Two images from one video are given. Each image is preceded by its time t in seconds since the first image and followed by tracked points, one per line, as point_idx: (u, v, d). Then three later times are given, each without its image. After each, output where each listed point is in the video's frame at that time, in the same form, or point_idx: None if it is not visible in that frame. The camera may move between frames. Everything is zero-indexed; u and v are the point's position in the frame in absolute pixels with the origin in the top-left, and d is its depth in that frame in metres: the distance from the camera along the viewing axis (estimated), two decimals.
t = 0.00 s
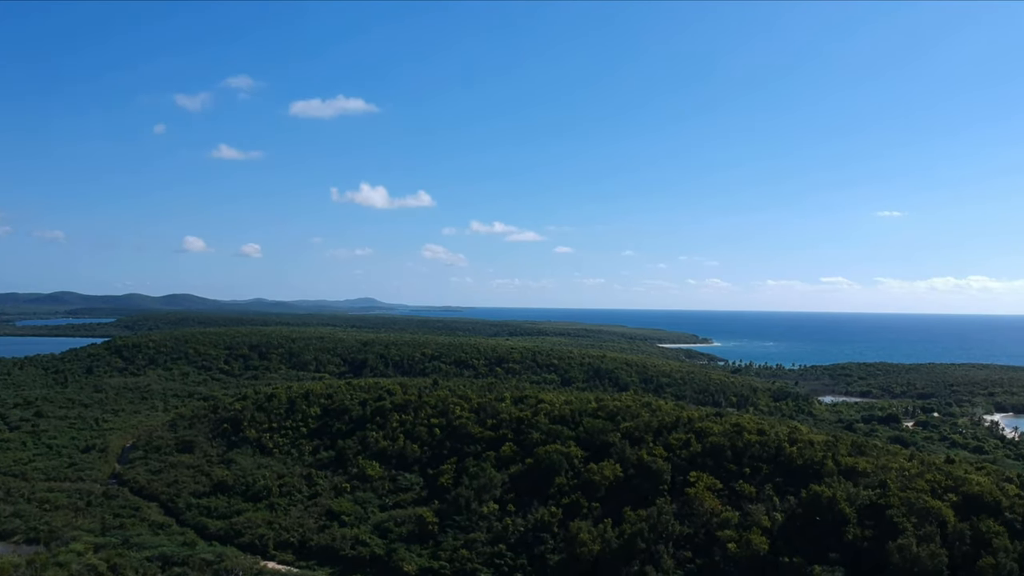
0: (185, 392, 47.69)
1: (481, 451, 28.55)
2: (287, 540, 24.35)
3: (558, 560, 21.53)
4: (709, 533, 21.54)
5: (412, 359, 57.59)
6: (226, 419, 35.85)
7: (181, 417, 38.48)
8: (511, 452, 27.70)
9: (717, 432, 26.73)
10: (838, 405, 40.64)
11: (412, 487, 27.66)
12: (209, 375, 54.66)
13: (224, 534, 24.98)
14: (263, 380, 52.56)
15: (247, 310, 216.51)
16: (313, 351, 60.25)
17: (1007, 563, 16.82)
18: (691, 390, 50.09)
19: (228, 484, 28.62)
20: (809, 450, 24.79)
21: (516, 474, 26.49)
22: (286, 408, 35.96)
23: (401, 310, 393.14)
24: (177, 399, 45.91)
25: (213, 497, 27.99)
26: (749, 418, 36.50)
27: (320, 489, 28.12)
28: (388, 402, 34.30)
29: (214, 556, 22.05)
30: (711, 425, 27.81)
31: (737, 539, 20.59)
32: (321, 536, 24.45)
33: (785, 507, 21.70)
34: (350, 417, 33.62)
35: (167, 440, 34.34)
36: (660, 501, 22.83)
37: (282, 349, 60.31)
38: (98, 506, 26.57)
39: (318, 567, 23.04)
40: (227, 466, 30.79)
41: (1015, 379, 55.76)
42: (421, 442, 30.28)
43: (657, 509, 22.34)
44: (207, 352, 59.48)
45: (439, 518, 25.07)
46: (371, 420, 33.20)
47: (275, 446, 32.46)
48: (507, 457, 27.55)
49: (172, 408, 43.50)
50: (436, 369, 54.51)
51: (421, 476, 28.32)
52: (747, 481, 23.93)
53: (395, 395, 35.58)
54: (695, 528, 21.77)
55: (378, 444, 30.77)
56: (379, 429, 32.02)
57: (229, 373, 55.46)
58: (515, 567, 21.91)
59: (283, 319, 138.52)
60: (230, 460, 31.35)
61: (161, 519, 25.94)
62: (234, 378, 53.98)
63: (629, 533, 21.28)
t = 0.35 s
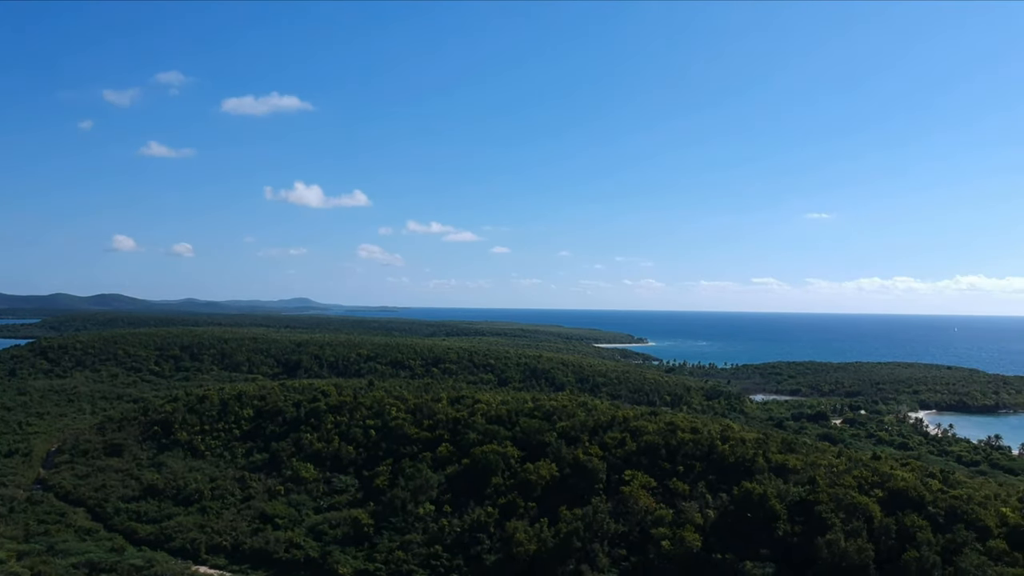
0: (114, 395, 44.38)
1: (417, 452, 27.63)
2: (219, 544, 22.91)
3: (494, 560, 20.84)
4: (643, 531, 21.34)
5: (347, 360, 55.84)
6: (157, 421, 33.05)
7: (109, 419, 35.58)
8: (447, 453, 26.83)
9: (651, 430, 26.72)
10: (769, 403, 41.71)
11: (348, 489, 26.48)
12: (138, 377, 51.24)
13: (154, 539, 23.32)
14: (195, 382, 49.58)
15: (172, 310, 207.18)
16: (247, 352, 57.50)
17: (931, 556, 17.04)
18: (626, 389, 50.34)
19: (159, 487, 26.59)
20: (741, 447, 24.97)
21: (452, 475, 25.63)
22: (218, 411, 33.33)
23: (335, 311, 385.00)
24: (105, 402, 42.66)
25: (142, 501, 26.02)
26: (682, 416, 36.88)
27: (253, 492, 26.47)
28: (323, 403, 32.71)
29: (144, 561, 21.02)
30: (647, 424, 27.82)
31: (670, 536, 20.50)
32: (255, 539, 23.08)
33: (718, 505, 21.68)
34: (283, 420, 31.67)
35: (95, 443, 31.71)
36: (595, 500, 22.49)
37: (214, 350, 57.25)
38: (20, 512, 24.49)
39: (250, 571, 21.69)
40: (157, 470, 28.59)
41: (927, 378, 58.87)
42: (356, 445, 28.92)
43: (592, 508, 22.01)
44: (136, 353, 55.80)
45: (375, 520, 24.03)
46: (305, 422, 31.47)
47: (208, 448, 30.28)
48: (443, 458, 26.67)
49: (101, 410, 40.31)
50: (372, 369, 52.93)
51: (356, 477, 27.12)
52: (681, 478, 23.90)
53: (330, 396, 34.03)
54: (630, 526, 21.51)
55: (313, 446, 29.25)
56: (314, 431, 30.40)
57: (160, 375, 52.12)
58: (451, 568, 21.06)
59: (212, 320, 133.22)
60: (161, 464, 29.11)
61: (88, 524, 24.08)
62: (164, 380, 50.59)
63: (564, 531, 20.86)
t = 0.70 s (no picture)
0: (29, 398, 40.82)
1: (346, 454, 26.31)
2: (144, 549, 21.60)
3: (425, 561, 20.17)
4: (573, 530, 21.14)
5: (275, 361, 53.49)
6: (79, 424, 30.12)
7: (28, 423, 32.02)
8: (377, 454, 25.62)
9: (582, 429, 26.57)
10: (698, 401, 42.45)
11: (276, 492, 24.93)
12: (57, 379, 47.42)
13: (74, 546, 21.89)
14: (120, 385, 46.19)
15: (82, 310, 195.23)
16: (172, 353, 54.09)
17: (852, 549, 17.48)
18: (556, 389, 50.36)
19: (81, 492, 24.62)
20: (668, 445, 25.01)
21: (382, 476, 24.57)
22: (142, 413, 30.68)
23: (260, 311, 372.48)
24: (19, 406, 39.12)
25: (62, 506, 24.17)
26: (613, 415, 37.01)
27: (179, 496, 24.71)
28: (251, 406, 30.18)
29: (65, 569, 19.52)
30: (577, 422, 27.70)
31: (600, 534, 20.33)
32: (182, 543, 21.76)
33: (646, 502, 21.79)
34: (210, 422, 29.30)
35: (10, 448, 28.82)
36: (526, 500, 22.04)
37: (139, 350, 53.79)
38: None
39: None
40: (78, 475, 26.29)
41: (845, 376, 61.56)
42: (284, 446, 27.18)
43: (523, 507, 21.52)
44: (54, 355, 51.55)
45: (303, 522, 22.78)
46: (232, 425, 29.13)
47: (131, 452, 27.95)
48: (373, 458, 25.49)
49: (16, 414, 36.80)
50: (301, 371, 50.82)
51: (285, 480, 25.55)
52: (610, 477, 23.86)
53: (259, 398, 31.41)
54: (560, 525, 21.27)
55: (240, 449, 27.16)
56: (241, 433, 28.28)
57: (81, 377, 48.37)
58: (380, 570, 20.23)
59: (128, 321, 126.23)
60: (81, 468, 26.71)
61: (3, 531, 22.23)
62: (85, 382, 46.91)
63: (494, 531, 20.23)
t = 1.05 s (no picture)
0: None
1: (280, 456, 24.90)
2: (69, 556, 19.96)
3: (360, 563, 19.51)
4: (509, 530, 20.75)
5: (207, 362, 50.96)
6: None
7: None
8: (312, 456, 24.44)
9: (517, 429, 26.31)
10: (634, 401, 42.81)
11: (208, 496, 23.44)
12: None
13: None
14: (44, 388, 42.59)
15: None
16: (100, 355, 50.71)
17: (781, 545, 17.85)
18: (492, 389, 50.09)
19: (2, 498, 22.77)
20: (603, 444, 25.03)
21: (316, 479, 23.40)
22: (68, 416, 28.58)
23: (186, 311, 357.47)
24: None
25: None
26: (548, 415, 36.85)
27: (107, 500, 23.15)
28: (181, 408, 28.36)
29: None
30: (513, 422, 27.46)
31: (535, 533, 20.02)
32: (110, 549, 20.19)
33: (581, 501, 21.66)
34: (139, 425, 27.41)
35: None
36: (462, 500, 21.60)
37: (63, 352, 50.34)
38: None
39: None
40: None
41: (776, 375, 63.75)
42: (216, 449, 25.64)
43: (459, 507, 21.05)
44: None
45: (236, 526, 21.55)
46: (161, 429, 27.24)
47: (56, 456, 25.94)
48: (307, 461, 24.27)
49: None
50: (233, 372, 48.57)
51: (216, 483, 24.09)
52: (546, 476, 23.64)
53: (190, 400, 29.72)
54: (496, 525, 20.88)
55: (170, 452, 25.42)
56: (172, 436, 26.54)
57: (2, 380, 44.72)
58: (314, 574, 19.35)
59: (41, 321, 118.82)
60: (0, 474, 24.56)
61: None
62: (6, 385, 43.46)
63: (430, 532, 19.70)
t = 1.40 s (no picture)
0: None
1: (204, 459, 23.46)
2: None
3: (285, 567, 18.51)
4: (438, 531, 20.17)
5: (128, 363, 47.95)
6: None
7: None
8: (236, 459, 23.15)
9: (446, 429, 25.88)
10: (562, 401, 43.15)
11: (129, 500, 21.83)
12: None
13: None
14: None
15: None
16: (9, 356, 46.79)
17: (705, 541, 18.12)
18: (421, 389, 49.34)
19: None
20: (531, 443, 24.91)
21: (240, 481, 22.16)
22: None
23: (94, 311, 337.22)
24: None
25: None
26: (477, 415, 36.50)
27: (20, 508, 21.02)
28: (102, 411, 26.47)
29: None
30: (442, 423, 26.95)
31: (464, 534, 19.53)
32: (24, 558, 18.18)
33: (509, 500, 21.13)
34: (56, 429, 25.33)
35: None
36: (390, 501, 20.92)
37: None
38: None
39: None
40: None
41: (702, 374, 65.77)
42: (138, 452, 23.99)
43: (387, 508, 20.42)
44: None
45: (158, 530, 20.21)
46: (80, 432, 25.26)
47: None
48: (232, 463, 22.97)
49: None
50: (155, 373, 45.96)
51: (138, 487, 22.50)
52: (475, 476, 23.25)
53: (111, 402, 27.77)
54: (424, 525, 20.28)
55: (89, 456, 23.53)
56: (91, 440, 24.58)
57: None
58: None
59: None
60: None
61: None
62: None
63: (358, 534, 19.12)
